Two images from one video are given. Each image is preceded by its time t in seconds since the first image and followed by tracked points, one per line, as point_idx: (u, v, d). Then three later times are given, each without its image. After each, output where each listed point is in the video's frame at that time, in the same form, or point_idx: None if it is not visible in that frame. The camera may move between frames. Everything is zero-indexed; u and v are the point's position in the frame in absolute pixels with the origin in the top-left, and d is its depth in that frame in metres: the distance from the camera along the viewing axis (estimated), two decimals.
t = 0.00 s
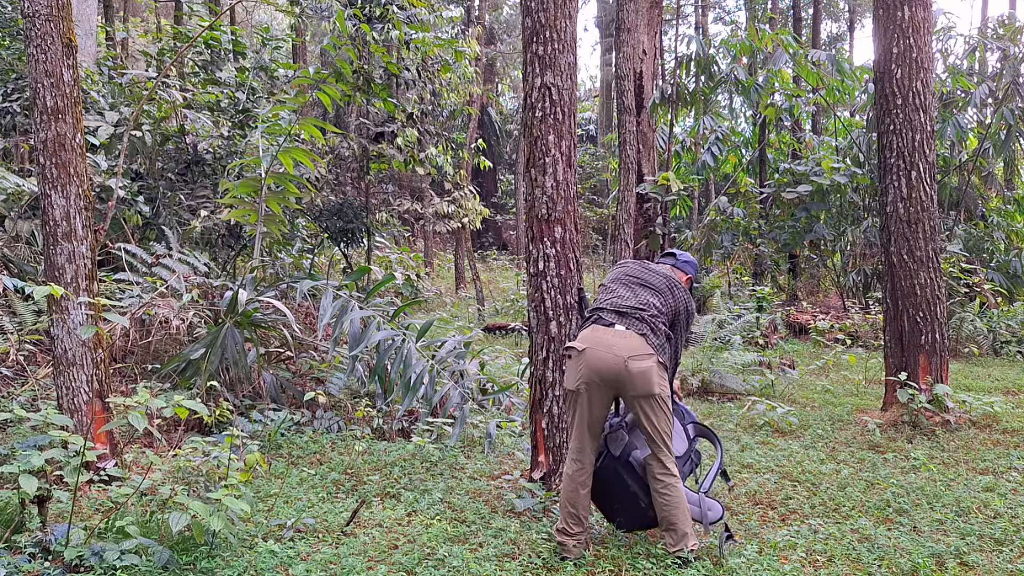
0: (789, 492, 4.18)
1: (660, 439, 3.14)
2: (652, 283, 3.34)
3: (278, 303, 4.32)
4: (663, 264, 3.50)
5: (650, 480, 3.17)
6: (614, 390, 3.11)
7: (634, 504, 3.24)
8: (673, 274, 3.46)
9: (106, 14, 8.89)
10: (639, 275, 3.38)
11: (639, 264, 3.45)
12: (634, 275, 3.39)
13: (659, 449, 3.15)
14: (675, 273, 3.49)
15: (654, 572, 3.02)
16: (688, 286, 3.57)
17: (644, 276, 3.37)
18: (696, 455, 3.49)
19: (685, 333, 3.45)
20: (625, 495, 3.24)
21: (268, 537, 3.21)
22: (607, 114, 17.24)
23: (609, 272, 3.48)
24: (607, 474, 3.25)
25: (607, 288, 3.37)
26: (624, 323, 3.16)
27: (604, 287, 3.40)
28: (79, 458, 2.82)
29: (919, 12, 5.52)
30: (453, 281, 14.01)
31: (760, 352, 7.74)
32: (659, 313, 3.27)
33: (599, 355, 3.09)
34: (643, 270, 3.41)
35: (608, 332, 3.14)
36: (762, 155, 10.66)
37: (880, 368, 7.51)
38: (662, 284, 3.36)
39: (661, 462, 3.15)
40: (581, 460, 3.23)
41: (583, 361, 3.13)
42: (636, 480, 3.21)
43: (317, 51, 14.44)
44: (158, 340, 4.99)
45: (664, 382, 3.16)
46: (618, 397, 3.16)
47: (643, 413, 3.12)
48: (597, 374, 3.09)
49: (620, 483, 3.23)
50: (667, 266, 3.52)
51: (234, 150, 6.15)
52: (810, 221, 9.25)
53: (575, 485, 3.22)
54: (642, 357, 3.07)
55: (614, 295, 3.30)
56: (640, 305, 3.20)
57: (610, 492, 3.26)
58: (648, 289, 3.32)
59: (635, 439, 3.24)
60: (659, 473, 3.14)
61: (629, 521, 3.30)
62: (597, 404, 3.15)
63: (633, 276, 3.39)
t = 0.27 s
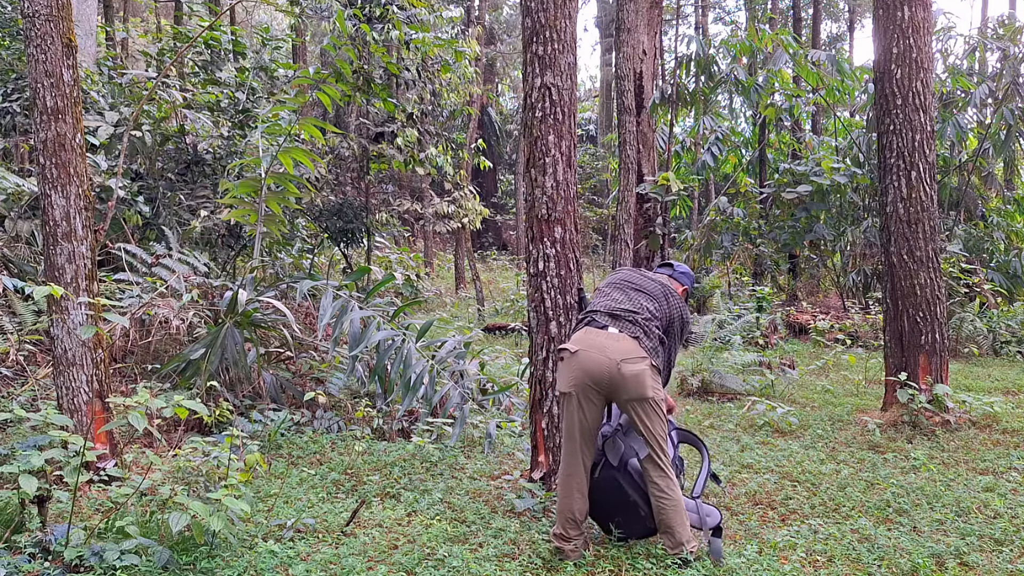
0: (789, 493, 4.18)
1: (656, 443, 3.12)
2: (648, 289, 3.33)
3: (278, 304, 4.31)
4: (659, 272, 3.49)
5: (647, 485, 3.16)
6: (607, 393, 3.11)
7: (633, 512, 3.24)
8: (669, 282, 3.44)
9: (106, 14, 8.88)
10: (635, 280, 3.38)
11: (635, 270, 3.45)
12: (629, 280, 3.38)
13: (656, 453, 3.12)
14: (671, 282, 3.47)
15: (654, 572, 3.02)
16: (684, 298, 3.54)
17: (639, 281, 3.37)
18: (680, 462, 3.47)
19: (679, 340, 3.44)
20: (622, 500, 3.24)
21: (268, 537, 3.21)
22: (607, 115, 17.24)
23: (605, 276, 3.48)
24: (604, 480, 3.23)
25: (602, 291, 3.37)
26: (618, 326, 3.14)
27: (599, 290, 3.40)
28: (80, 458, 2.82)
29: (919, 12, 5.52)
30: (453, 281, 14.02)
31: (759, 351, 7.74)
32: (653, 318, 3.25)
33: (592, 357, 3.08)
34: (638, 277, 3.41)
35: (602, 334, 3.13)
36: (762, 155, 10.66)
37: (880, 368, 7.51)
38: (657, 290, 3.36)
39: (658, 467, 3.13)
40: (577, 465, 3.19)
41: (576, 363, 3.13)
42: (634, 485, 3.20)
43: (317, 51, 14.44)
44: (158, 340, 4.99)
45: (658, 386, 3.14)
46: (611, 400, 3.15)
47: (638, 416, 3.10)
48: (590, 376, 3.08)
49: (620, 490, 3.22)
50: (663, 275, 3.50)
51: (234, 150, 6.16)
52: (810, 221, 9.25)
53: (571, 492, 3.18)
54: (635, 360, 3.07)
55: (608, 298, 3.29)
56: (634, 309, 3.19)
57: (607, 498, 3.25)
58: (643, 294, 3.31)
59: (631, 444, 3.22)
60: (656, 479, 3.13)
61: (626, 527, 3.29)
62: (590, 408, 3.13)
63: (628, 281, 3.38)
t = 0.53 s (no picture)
0: (789, 493, 4.18)
1: (656, 445, 3.11)
2: (650, 291, 3.33)
3: (278, 304, 4.31)
4: (662, 276, 3.50)
5: (648, 488, 3.16)
6: (606, 394, 3.11)
7: (634, 514, 3.24)
8: (671, 286, 3.44)
9: (106, 14, 8.89)
10: (637, 282, 3.38)
11: (638, 273, 3.45)
12: (631, 282, 3.39)
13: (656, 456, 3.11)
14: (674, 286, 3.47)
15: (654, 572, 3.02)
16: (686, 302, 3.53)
17: (641, 283, 3.37)
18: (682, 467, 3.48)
19: (679, 344, 3.44)
20: (622, 503, 3.24)
21: (268, 537, 3.21)
22: (607, 115, 17.24)
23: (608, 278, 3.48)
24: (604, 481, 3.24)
25: (604, 292, 3.37)
26: (618, 326, 3.14)
27: (601, 291, 3.40)
28: (79, 458, 2.82)
29: (919, 12, 5.52)
30: (453, 281, 14.02)
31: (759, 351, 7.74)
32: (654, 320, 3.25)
33: (591, 357, 3.08)
34: (641, 279, 3.41)
35: (602, 334, 3.12)
36: (762, 155, 10.66)
37: (880, 368, 7.51)
38: (659, 292, 3.36)
39: (658, 469, 3.12)
40: (576, 466, 3.19)
41: (575, 363, 3.13)
42: (635, 488, 3.21)
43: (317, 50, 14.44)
44: (158, 340, 4.99)
45: (658, 387, 3.14)
46: (610, 401, 3.15)
47: (637, 417, 3.09)
48: (589, 376, 3.08)
49: (621, 493, 3.22)
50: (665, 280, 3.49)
51: (234, 150, 6.16)
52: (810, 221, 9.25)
53: (571, 492, 3.18)
54: (634, 360, 3.06)
55: (609, 299, 3.29)
56: (635, 309, 3.19)
57: (606, 500, 3.26)
58: (645, 295, 3.31)
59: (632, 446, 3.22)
60: (656, 479, 3.13)
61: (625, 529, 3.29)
62: (589, 408, 3.13)
63: (631, 283, 3.38)
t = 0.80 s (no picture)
0: (789, 493, 4.19)
1: (655, 447, 3.11)
2: (654, 294, 3.32)
3: (278, 303, 4.31)
4: (669, 279, 3.48)
5: (647, 488, 3.16)
6: (602, 395, 3.11)
7: (634, 513, 3.24)
8: (677, 289, 3.42)
9: (106, 14, 8.88)
10: (642, 285, 3.38)
11: (643, 275, 3.44)
12: (636, 284, 3.38)
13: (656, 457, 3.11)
14: (680, 289, 3.45)
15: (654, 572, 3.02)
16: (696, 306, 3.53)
17: (646, 286, 3.37)
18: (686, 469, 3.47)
19: (682, 348, 3.41)
20: (621, 504, 3.25)
21: (268, 537, 3.21)
22: (607, 115, 17.25)
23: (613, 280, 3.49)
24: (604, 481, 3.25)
25: (607, 293, 3.37)
26: (616, 327, 3.14)
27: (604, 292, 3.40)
28: (79, 458, 2.82)
29: (919, 12, 5.52)
30: (453, 281, 14.03)
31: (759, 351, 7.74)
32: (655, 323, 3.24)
33: (589, 357, 3.08)
34: (647, 282, 3.40)
35: (600, 335, 3.12)
36: (762, 154, 10.66)
37: (879, 368, 7.52)
38: (664, 295, 3.35)
39: (658, 470, 3.12)
40: (575, 466, 3.19)
41: (572, 363, 3.13)
42: (634, 490, 3.21)
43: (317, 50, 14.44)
44: (158, 340, 5.00)
45: (656, 389, 3.12)
46: (607, 403, 3.14)
47: (635, 419, 3.09)
48: (585, 376, 3.08)
49: (621, 494, 3.22)
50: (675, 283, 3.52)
51: (234, 150, 6.16)
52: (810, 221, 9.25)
53: (570, 492, 3.19)
54: (631, 363, 3.05)
55: (611, 299, 3.29)
56: (636, 311, 3.18)
57: (606, 501, 3.26)
58: (648, 297, 3.30)
59: (631, 447, 3.23)
60: (656, 480, 3.12)
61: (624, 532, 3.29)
62: (585, 409, 3.13)
63: (636, 285, 3.38)
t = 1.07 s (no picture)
0: (789, 493, 4.19)
1: (655, 448, 3.11)
2: (656, 295, 3.33)
3: (278, 303, 4.30)
4: (674, 281, 3.48)
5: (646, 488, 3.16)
6: (600, 396, 3.10)
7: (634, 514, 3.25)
8: (682, 291, 3.42)
9: (106, 14, 8.88)
10: (645, 286, 3.38)
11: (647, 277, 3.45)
12: (639, 286, 3.39)
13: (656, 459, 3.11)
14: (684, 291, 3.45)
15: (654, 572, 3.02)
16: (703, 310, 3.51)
17: (649, 287, 3.37)
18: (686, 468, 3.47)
19: (685, 351, 3.40)
20: (620, 504, 3.26)
21: (268, 537, 3.21)
22: (607, 115, 17.25)
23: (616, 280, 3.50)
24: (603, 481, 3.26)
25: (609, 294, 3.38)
26: (616, 328, 3.14)
27: (607, 293, 3.41)
28: (80, 458, 2.82)
29: (919, 12, 5.52)
30: (453, 281, 14.04)
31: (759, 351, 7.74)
32: (656, 324, 3.23)
33: (587, 357, 3.08)
34: (651, 284, 3.40)
35: (599, 334, 3.13)
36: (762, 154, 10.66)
37: (880, 368, 7.52)
38: (667, 298, 3.34)
39: (658, 472, 3.12)
40: (574, 467, 3.19)
41: (572, 363, 3.13)
42: (634, 490, 3.22)
43: (317, 50, 14.44)
44: (158, 340, 5.00)
45: (655, 391, 3.12)
46: (605, 403, 3.14)
47: (634, 420, 3.08)
48: (584, 376, 3.08)
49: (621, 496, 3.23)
50: (683, 286, 3.51)
51: (234, 150, 6.16)
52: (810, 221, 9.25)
53: (569, 493, 3.19)
54: (629, 364, 3.05)
55: (612, 300, 3.30)
56: (636, 312, 3.18)
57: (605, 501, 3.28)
58: (650, 299, 3.30)
59: (631, 447, 3.24)
60: (655, 480, 3.12)
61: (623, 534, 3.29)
62: (584, 409, 3.13)
63: (639, 287, 3.39)
